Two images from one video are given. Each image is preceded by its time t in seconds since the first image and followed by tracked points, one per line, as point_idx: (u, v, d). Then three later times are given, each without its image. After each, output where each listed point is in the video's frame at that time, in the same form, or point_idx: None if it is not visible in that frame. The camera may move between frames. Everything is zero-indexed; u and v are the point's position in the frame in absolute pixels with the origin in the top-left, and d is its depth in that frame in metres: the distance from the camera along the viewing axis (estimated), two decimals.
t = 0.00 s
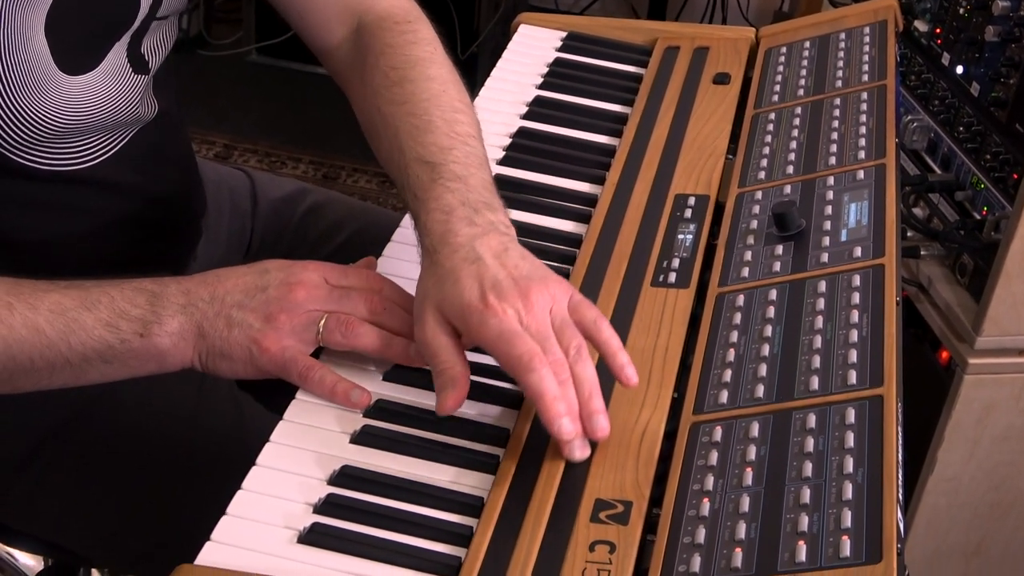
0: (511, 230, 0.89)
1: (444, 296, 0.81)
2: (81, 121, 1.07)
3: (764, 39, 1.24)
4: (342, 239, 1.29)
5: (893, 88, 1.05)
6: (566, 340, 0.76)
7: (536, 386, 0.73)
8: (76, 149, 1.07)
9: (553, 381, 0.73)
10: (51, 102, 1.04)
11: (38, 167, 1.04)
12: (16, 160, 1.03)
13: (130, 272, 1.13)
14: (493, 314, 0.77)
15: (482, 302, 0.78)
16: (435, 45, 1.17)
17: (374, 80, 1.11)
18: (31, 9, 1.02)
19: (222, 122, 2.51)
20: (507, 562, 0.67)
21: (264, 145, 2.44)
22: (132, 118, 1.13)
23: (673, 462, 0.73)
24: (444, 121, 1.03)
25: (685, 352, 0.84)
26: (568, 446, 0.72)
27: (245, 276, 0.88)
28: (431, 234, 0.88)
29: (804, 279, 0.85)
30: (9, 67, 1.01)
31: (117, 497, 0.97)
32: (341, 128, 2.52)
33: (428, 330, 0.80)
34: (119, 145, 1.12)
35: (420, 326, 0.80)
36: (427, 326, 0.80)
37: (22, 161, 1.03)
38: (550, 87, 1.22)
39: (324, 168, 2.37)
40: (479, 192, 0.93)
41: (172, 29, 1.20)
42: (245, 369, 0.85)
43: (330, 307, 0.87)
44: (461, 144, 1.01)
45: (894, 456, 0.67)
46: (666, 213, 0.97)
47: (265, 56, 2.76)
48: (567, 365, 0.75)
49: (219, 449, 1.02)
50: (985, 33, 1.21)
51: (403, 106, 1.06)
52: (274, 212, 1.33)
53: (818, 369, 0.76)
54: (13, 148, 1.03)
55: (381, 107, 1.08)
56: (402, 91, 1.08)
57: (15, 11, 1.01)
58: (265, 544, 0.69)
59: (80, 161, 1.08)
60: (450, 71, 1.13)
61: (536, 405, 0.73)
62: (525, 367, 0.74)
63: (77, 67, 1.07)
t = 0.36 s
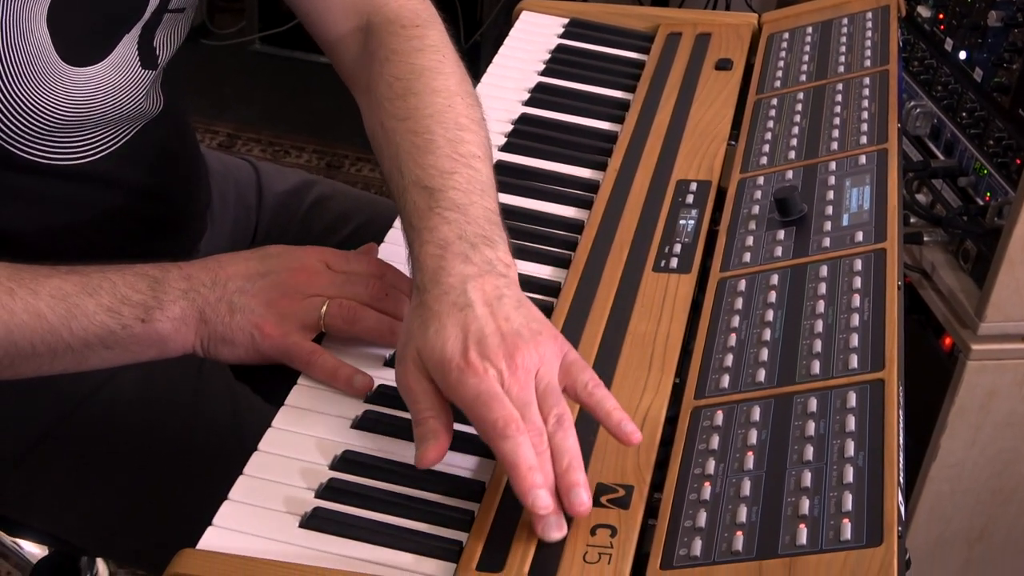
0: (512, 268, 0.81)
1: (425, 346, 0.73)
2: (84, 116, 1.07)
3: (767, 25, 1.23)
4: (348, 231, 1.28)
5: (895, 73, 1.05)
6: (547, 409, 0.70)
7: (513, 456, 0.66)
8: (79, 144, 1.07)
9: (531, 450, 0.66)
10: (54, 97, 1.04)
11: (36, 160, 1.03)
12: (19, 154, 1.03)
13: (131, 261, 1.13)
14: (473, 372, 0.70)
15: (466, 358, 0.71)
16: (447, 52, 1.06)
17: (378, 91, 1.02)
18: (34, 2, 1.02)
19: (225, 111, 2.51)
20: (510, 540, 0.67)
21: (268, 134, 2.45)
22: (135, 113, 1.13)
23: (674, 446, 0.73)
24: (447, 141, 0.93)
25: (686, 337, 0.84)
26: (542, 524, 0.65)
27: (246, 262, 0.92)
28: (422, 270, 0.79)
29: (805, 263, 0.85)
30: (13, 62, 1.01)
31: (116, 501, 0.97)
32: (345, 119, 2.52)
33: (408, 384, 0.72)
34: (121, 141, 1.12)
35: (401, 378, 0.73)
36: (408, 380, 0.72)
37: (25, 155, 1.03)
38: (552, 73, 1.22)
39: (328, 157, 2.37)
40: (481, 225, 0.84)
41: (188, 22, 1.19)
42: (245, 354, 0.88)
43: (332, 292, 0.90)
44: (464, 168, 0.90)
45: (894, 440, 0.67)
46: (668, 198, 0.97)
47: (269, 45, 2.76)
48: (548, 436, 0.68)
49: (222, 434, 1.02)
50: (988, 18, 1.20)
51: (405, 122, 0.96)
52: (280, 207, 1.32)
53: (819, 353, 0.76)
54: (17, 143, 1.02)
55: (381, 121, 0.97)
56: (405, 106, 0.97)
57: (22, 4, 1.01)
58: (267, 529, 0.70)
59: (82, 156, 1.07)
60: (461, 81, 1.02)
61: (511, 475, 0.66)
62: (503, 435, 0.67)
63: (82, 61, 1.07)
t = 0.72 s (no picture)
0: (511, 284, 0.81)
1: (417, 365, 0.73)
2: (85, 112, 1.06)
3: (770, 16, 1.23)
4: (354, 226, 1.27)
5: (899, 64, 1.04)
6: (540, 435, 0.69)
7: (505, 482, 0.65)
8: (81, 141, 1.07)
9: (523, 476, 0.65)
10: (55, 93, 1.04)
11: (40, 154, 1.04)
12: (20, 150, 1.02)
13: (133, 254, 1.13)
14: (466, 397, 0.70)
15: (458, 381, 0.71)
16: (447, 54, 1.05)
17: (377, 94, 1.00)
18: None
19: (227, 102, 2.51)
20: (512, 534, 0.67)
21: (271, 125, 2.45)
22: (139, 111, 1.12)
23: (678, 438, 0.73)
24: (447, 149, 0.92)
25: (689, 328, 0.84)
26: (534, 552, 0.63)
27: (248, 254, 0.92)
28: (419, 284, 0.79)
29: (809, 255, 0.85)
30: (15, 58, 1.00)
31: (115, 498, 0.97)
32: (348, 110, 2.51)
33: (400, 405, 0.72)
34: (123, 139, 1.11)
35: (393, 397, 0.72)
36: (400, 399, 0.72)
37: (26, 151, 1.03)
38: (555, 65, 1.22)
39: (330, 149, 2.37)
40: (478, 239, 0.83)
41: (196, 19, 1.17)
42: (249, 346, 0.89)
43: (334, 284, 0.89)
44: (464, 178, 0.89)
45: (898, 431, 0.67)
46: (671, 190, 0.97)
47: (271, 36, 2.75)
48: (539, 463, 0.67)
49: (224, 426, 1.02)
50: (992, 9, 1.20)
51: (404, 127, 0.94)
52: (282, 204, 1.30)
53: (822, 344, 0.76)
54: (19, 139, 1.02)
55: (380, 127, 0.96)
56: (405, 111, 0.96)
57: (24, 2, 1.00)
58: (270, 521, 0.70)
59: (83, 152, 1.07)
60: (462, 86, 1.02)
61: (501, 500, 0.64)
62: (495, 460, 0.66)
63: (85, 57, 1.07)
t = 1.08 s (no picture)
0: (517, 275, 0.81)
1: (422, 357, 0.73)
2: (89, 108, 1.06)
3: (773, 10, 1.23)
4: (356, 222, 1.27)
5: (902, 58, 1.04)
6: (545, 428, 0.69)
7: (509, 475, 0.65)
8: (85, 136, 1.07)
9: (527, 469, 0.65)
10: (59, 88, 1.04)
11: (44, 149, 1.03)
12: (25, 146, 1.02)
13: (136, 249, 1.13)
14: (470, 389, 0.70)
15: (462, 373, 0.71)
16: (454, 46, 1.05)
17: (383, 86, 1.00)
18: None
19: (229, 97, 2.56)
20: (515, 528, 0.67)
21: (273, 120, 2.49)
22: (142, 106, 1.13)
23: (681, 431, 0.73)
24: (453, 139, 0.92)
25: (691, 321, 0.84)
26: (537, 545, 0.63)
27: (252, 248, 0.92)
28: (424, 275, 0.79)
29: (812, 248, 0.85)
30: (20, 53, 1.00)
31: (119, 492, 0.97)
32: (350, 104, 2.53)
33: (404, 396, 0.72)
34: (126, 133, 1.12)
35: (398, 389, 0.72)
36: (404, 390, 0.72)
37: (31, 147, 1.02)
38: (557, 58, 1.22)
39: (333, 143, 2.40)
40: (484, 230, 0.83)
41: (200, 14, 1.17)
42: (252, 339, 0.89)
43: (337, 277, 0.89)
44: (470, 168, 0.89)
45: (901, 425, 0.67)
46: (674, 184, 0.97)
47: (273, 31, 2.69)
48: (543, 456, 0.67)
49: (229, 419, 1.02)
50: (996, 3, 1.19)
51: (410, 119, 0.94)
52: (285, 199, 1.30)
53: (825, 338, 0.76)
54: (24, 134, 1.01)
55: (386, 118, 0.96)
56: (411, 102, 0.96)
57: None
58: (273, 514, 0.70)
59: (87, 148, 1.07)
60: (468, 76, 1.01)
61: (506, 493, 0.64)
62: (500, 452, 0.66)
63: (89, 53, 1.07)
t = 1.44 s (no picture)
0: (523, 272, 0.81)
1: (428, 355, 0.73)
2: (95, 104, 1.07)
3: (778, 9, 1.23)
4: (362, 220, 1.27)
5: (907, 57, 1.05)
6: (551, 425, 0.70)
7: (515, 472, 0.65)
8: (90, 132, 1.07)
9: (534, 467, 0.66)
10: (66, 84, 1.04)
11: (50, 144, 1.04)
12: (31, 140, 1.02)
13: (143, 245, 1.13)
14: (477, 386, 0.70)
15: (468, 371, 0.71)
16: (459, 43, 1.05)
17: (389, 84, 1.01)
18: None
19: (232, 93, 2.55)
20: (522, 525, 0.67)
21: (276, 117, 2.49)
22: (149, 103, 1.13)
23: (687, 428, 0.73)
24: (459, 137, 0.92)
25: (697, 318, 0.84)
26: (544, 541, 0.63)
27: (260, 245, 0.93)
28: (430, 272, 0.79)
29: (817, 246, 0.85)
30: (27, 48, 1.00)
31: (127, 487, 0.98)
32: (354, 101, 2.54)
33: (411, 394, 0.72)
34: (132, 130, 1.12)
35: (404, 386, 0.73)
36: (411, 388, 0.72)
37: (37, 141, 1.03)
38: (562, 57, 1.22)
39: (337, 141, 2.40)
40: (490, 227, 0.84)
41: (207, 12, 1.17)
42: (260, 336, 0.89)
43: (345, 275, 0.90)
44: (475, 165, 0.90)
45: (907, 421, 0.68)
46: (679, 181, 0.97)
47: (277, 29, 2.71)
48: (549, 453, 0.67)
49: (237, 415, 1.03)
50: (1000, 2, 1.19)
51: (416, 116, 0.95)
52: (291, 197, 1.30)
53: (831, 335, 0.76)
54: (29, 129, 1.02)
55: (391, 116, 0.97)
56: (417, 100, 0.96)
57: None
58: (283, 510, 0.70)
59: (92, 143, 1.07)
60: (474, 73, 1.02)
61: (512, 491, 0.65)
62: (505, 450, 0.66)
63: (97, 50, 1.07)
